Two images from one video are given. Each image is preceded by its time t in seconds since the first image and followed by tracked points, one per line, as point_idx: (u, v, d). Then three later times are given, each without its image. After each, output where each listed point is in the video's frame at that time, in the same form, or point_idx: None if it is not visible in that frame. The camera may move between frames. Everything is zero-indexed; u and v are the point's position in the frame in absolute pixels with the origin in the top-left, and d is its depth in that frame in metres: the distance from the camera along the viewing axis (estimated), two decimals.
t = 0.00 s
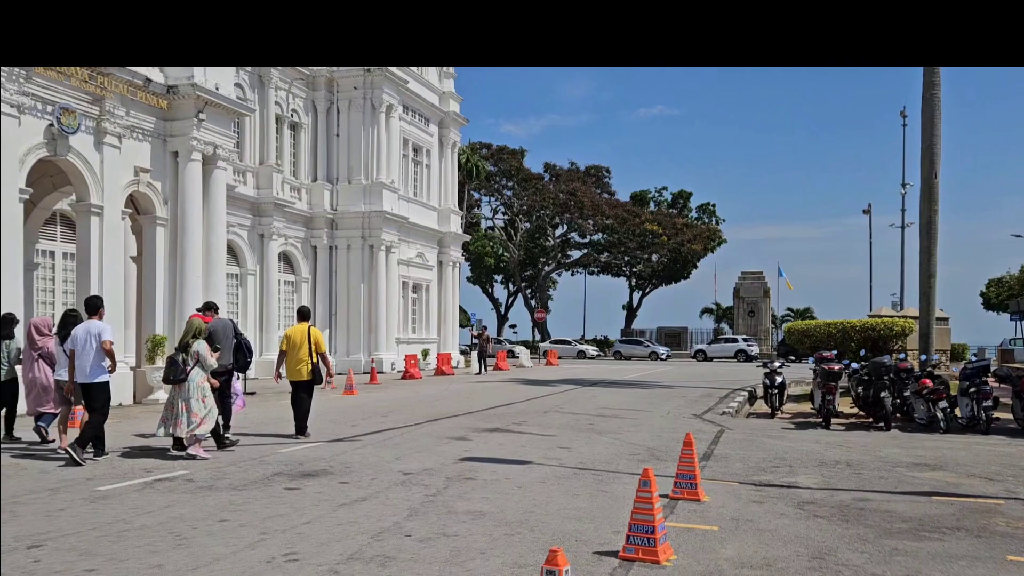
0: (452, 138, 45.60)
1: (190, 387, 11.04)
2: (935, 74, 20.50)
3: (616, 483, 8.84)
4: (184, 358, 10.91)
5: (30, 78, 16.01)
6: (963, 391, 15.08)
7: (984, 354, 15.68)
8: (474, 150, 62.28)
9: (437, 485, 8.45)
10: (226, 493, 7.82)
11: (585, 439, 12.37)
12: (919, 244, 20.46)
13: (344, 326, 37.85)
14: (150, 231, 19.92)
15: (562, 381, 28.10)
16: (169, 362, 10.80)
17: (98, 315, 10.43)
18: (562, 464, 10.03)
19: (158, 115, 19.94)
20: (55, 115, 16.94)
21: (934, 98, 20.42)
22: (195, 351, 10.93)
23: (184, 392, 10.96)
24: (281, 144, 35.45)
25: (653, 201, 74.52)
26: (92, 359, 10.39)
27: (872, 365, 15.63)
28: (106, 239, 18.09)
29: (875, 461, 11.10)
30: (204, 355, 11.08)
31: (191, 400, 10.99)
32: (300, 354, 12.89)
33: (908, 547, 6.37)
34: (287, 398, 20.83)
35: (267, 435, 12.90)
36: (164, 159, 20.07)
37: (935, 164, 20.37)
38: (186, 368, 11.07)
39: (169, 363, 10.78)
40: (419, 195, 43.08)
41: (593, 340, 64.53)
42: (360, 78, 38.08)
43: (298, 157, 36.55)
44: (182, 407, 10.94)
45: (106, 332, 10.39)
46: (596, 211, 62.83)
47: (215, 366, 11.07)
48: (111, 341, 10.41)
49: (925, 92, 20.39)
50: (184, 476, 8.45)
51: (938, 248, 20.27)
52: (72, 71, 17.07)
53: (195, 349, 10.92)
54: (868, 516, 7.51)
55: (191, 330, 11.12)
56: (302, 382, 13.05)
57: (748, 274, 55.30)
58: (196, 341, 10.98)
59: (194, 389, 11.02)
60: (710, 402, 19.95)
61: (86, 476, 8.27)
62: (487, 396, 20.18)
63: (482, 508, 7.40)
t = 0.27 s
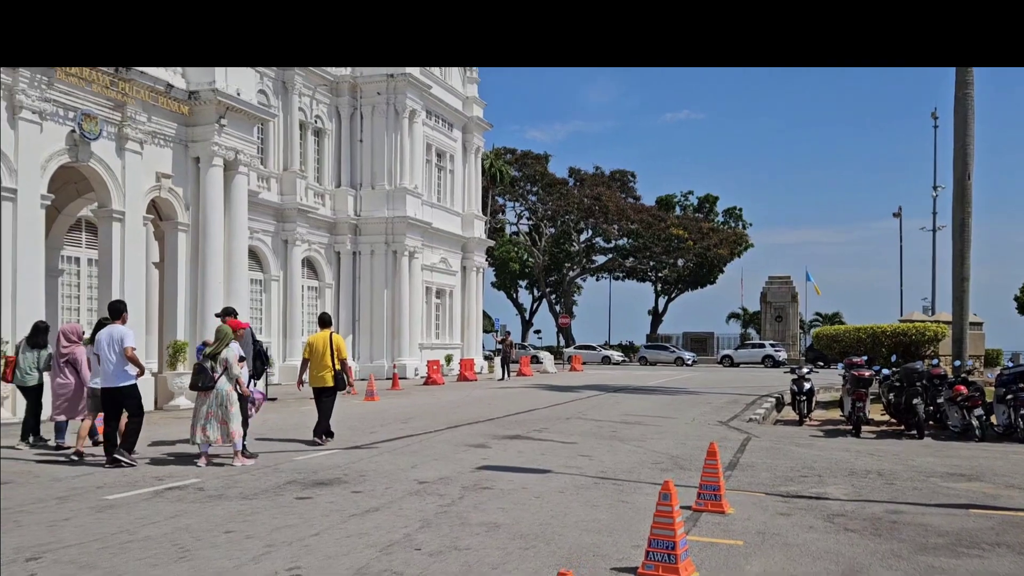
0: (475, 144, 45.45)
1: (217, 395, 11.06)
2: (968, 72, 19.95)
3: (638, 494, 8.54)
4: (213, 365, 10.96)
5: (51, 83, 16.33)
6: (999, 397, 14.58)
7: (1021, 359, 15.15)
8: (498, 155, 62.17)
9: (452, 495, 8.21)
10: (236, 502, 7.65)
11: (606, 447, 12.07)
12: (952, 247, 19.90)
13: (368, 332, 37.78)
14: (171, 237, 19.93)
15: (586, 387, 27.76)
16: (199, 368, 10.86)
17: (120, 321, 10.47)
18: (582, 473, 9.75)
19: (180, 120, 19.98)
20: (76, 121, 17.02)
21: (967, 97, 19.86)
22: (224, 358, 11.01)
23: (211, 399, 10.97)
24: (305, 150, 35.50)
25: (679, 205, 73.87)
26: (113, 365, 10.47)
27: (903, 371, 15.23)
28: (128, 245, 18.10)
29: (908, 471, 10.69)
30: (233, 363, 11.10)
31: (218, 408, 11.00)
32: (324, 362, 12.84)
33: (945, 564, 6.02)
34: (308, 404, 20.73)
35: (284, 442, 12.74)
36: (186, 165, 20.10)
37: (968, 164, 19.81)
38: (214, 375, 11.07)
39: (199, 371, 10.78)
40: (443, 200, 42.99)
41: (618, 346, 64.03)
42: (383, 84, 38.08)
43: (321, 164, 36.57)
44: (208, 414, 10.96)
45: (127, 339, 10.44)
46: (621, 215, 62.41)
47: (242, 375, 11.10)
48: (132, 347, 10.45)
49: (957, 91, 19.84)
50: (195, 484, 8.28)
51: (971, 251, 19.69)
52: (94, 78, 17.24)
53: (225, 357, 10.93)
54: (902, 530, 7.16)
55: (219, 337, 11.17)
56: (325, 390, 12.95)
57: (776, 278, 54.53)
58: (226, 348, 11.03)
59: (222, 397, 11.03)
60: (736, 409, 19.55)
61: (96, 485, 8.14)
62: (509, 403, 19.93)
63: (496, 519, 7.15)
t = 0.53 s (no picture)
0: (501, 151, 45.28)
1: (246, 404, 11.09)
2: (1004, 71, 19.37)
3: (659, 507, 8.24)
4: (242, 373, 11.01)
5: (75, 92, 16.40)
6: None
7: None
8: (524, 163, 62.01)
9: (467, 507, 7.98)
10: (246, 513, 7.47)
11: (629, 458, 11.77)
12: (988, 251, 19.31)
13: (393, 340, 37.69)
14: (195, 245, 19.94)
15: (612, 395, 27.39)
16: (227, 377, 10.90)
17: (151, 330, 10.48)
18: (603, 484, 9.47)
19: (204, 128, 19.99)
20: (100, 129, 17.08)
21: (1003, 97, 19.27)
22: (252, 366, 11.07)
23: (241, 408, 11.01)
24: (330, 158, 35.56)
25: (707, 212, 73.14)
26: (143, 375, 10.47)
27: (937, 380, 14.72)
28: (151, 252, 18.11)
29: (943, 484, 10.26)
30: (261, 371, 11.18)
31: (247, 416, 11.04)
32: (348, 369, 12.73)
33: None
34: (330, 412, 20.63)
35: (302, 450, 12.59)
36: (209, 173, 20.12)
37: (1005, 166, 19.21)
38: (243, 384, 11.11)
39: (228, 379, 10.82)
40: (469, 208, 42.86)
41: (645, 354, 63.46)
42: (409, 92, 38.09)
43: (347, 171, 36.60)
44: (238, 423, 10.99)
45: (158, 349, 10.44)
46: (649, 222, 61.91)
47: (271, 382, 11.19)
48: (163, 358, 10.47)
49: (992, 91, 19.27)
50: (206, 494, 8.13)
51: (1008, 256, 19.09)
52: (117, 86, 17.32)
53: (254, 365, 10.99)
54: (937, 548, 6.79)
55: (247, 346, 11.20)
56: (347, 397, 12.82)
57: (805, 285, 53.73)
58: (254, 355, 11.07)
59: (250, 406, 11.05)
60: (765, 418, 19.12)
61: (107, 495, 8.02)
62: (533, 411, 19.66)
63: (510, 533, 6.90)
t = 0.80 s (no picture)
0: (533, 158, 45.10)
1: (275, 413, 11.11)
2: None
3: (687, 521, 7.95)
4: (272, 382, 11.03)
5: (106, 102, 16.48)
6: None
7: None
8: (556, 170, 61.78)
9: (487, 520, 7.74)
10: (261, 525, 7.31)
11: (658, 469, 11.46)
12: None
13: (424, 348, 37.59)
14: (224, 253, 19.99)
15: (644, 404, 27.00)
16: (257, 385, 10.95)
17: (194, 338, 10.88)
18: (629, 497, 9.18)
19: (234, 137, 20.03)
20: (130, 139, 17.16)
21: None
22: (283, 374, 11.12)
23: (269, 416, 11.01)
24: (362, 167, 35.62)
25: (742, 218, 72.27)
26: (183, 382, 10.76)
27: (981, 390, 14.15)
28: (180, 261, 18.15)
29: (987, 498, 9.82)
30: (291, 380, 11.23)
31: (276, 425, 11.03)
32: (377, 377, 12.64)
33: None
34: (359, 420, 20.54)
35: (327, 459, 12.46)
36: (239, 182, 20.14)
37: None
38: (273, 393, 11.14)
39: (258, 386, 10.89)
40: (500, 215, 42.71)
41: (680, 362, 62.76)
42: (440, 100, 38.09)
43: (379, 180, 36.64)
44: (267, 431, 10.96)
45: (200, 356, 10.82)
46: (682, 229, 61.28)
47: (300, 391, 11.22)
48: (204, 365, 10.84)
49: None
50: (223, 505, 7.99)
51: None
52: (148, 96, 17.37)
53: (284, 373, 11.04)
54: (981, 566, 6.42)
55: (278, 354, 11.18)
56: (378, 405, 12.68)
57: (843, 292, 52.74)
58: (284, 364, 11.07)
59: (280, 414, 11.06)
60: (800, 428, 18.65)
61: (124, 505, 7.92)
62: (562, 420, 19.39)
63: (530, 548, 6.65)
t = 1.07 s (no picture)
0: (570, 161, 44.82)
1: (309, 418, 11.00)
2: None
3: (723, 533, 7.64)
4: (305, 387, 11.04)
5: (143, 108, 16.61)
6: None
7: None
8: (594, 174, 61.38)
9: (514, 530, 7.52)
10: (284, 532, 7.18)
11: (694, 477, 11.14)
12: None
13: (460, 352, 37.49)
14: (259, 257, 20.01)
15: (682, 410, 26.57)
16: (292, 390, 10.94)
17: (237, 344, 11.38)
18: (663, 507, 8.90)
19: (269, 142, 20.00)
20: (166, 145, 17.24)
21: None
22: (316, 381, 11.16)
23: (302, 421, 10.92)
24: (399, 172, 35.65)
25: (783, 221, 71.13)
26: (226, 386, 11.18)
27: None
28: (216, 266, 18.22)
29: None
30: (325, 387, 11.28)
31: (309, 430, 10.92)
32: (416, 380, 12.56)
33: None
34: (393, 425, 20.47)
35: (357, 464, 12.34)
36: (275, 187, 20.09)
37: None
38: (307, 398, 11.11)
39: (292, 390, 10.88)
40: (537, 219, 42.47)
41: (719, 366, 61.92)
42: (477, 104, 37.99)
43: (416, 184, 36.66)
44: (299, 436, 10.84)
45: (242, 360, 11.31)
46: (722, 232, 60.45)
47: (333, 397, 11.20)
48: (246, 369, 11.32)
49: None
50: (247, 512, 7.88)
51: None
52: (184, 102, 17.45)
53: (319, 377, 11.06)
54: None
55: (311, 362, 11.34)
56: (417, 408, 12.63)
57: (888, 296, 51.51)
58: (318, 371, 11.22)
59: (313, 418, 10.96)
60: (843, 435, 18.14)
61: (149, 511, 7.85)
62: (598, 425, 19.10)
63: (557, 560, 6.42)
